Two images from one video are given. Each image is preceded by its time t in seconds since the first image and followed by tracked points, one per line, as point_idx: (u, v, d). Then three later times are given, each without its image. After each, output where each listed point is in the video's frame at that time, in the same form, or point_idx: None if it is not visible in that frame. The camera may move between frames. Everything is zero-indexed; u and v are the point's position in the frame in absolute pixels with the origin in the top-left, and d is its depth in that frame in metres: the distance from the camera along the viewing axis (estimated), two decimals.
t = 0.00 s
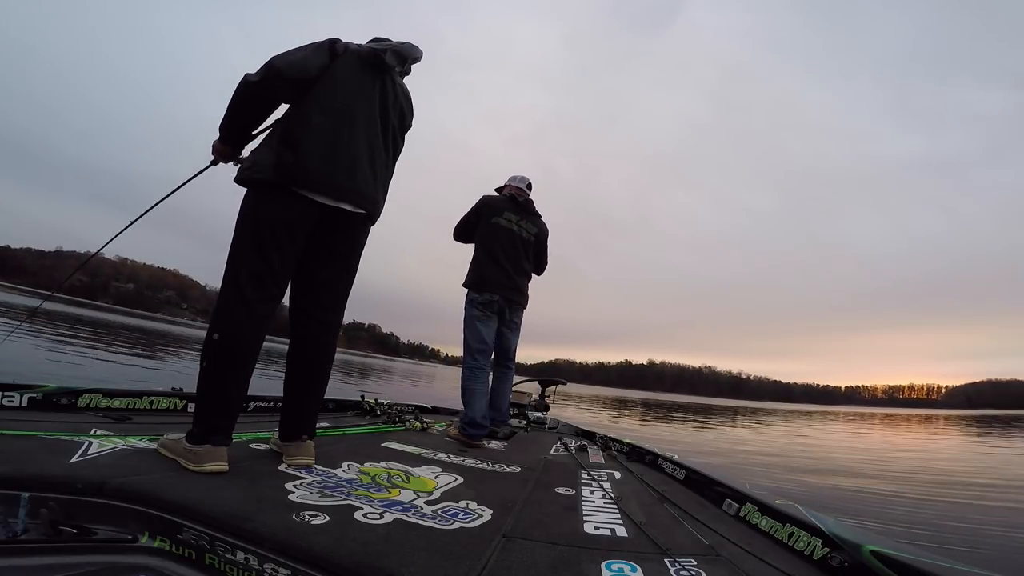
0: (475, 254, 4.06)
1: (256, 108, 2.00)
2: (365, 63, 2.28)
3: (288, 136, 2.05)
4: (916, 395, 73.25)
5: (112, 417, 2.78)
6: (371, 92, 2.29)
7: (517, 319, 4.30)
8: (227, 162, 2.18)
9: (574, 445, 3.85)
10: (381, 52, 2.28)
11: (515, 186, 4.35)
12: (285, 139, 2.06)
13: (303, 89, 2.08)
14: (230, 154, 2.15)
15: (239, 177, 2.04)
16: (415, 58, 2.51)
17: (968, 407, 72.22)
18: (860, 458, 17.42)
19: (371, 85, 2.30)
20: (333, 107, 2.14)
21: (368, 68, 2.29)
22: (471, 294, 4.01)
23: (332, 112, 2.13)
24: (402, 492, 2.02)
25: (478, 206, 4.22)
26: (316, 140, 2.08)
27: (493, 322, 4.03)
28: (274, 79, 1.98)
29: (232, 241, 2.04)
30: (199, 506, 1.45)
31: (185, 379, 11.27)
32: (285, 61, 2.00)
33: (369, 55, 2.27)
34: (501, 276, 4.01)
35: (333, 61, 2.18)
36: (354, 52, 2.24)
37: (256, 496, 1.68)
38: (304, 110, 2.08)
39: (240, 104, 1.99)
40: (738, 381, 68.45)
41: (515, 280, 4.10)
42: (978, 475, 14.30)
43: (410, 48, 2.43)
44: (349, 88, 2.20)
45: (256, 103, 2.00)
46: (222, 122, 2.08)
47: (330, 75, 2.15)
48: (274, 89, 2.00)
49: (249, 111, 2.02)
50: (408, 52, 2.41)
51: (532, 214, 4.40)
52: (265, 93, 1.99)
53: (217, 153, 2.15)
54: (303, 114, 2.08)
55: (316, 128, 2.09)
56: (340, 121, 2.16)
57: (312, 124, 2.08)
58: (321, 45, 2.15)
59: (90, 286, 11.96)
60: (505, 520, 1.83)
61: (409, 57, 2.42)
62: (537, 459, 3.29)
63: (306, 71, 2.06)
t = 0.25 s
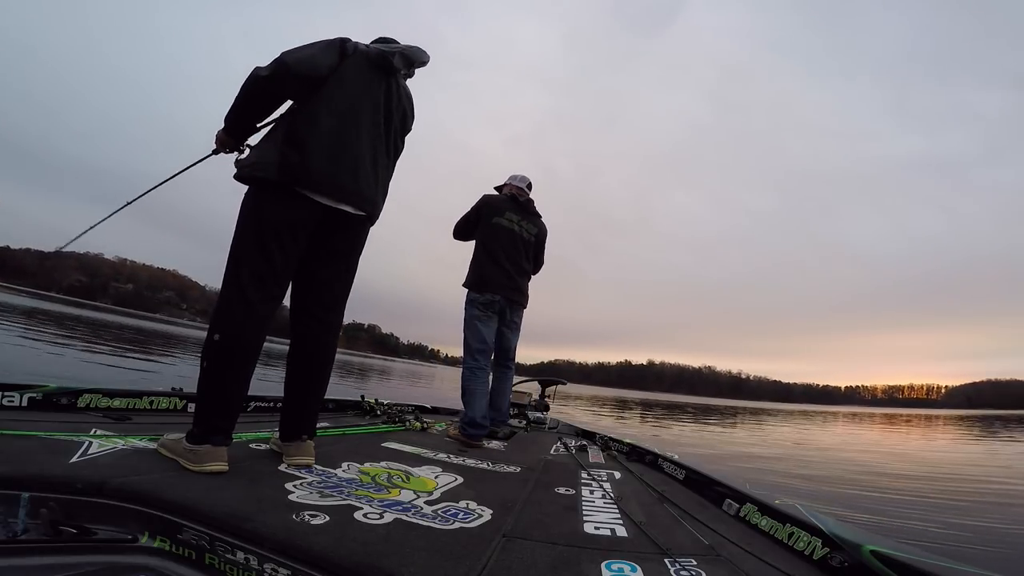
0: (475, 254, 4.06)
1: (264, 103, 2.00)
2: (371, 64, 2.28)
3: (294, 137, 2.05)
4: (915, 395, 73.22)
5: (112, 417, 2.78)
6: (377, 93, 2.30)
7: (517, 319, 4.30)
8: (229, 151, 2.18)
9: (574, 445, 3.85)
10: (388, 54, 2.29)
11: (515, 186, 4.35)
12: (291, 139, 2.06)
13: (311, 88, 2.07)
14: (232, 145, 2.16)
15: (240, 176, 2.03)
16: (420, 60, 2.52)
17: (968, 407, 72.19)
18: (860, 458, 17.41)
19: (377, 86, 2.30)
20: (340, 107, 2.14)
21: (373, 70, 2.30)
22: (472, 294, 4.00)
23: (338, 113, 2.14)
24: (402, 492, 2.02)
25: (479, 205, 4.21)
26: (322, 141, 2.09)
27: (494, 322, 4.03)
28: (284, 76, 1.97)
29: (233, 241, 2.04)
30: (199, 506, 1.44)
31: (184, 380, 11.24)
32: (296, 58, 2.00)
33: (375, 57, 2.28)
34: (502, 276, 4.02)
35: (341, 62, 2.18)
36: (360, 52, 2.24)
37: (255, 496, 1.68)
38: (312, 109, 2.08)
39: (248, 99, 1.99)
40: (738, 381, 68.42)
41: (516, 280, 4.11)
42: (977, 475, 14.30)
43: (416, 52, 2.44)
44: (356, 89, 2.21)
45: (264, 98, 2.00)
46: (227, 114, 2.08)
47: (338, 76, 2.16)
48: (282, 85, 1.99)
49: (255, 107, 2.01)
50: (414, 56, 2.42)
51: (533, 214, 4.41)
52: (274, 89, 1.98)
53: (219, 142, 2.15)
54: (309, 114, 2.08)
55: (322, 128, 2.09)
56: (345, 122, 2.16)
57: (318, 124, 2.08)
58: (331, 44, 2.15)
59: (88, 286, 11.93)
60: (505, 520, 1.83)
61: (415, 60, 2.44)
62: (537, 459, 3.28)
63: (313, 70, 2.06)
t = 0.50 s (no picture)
0: (476, 254, 4.05)
1: (258, 103, 2.01)
2: (374, 64, 2.29)
3: (296, 136, 2.05)
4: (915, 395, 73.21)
5: (112, 417, 2.78)
6: (379, 93, 2.30)
7: (517, 319, 4.30)
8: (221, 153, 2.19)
9: (574, 445, 3.85)
10: (390, 53, 2.29)
11: (514, 185, 4.35)
12: (293, 139, 2.06)
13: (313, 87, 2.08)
14: (225, 146, 2.16)
15: (241, 175, 2.03)
16: (423, 60, 2.52)
17: (968, 407, 72.21)
18: (860, 458, 17.42)
19: (379, 86, 2.30)
20: (342, 107, 2.14)
21: (376, 69, 2.30)
22: (472, 294, 4.00)
23: (340, 112, 2.14)
24: (402, 492, 2.02)
25: (479, 204, 4.20)
26: (323, 140, 2.08)
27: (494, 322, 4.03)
28: (283, 76, 1.98)
29: (233, 241, 2.03)
30: (199, 506, 1.44)
31: (184, 380, 11.23)
32: (296, 58, 2.00)
33: (378, 56, 2.28)
34: (502, 275, 4.02)
35: (343, 61, 2.19)
36: (363, 52, 2.24)
37: (256, 496, 1.68)
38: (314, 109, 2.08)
39: (245, 100, 2.00)
40: (738, 381, 68.40)
41: (516, 280, 4.11)
42: (977, 475, 14.30)
43: (419, 51, 2.45)
44: (359, 89, 2.21)
45: (262, 97, 2.00)
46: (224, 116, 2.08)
47: (340, 75, 2.16)
48: (283, 85, 1.99)
49: (254, 107, 2.02)
50: (417, 55, 2.43)
51: (532, 213, 4.42)
52: (273, 89, 1.99)
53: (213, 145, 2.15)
54: (311, 114, 2.08)
55: (324, 127, 2.09)
56: (347, 122, 2.16)
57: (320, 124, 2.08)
58: (333, 43, 2.16)
59: (87, 286, 11.93)
60: (505, 520, 1.83)
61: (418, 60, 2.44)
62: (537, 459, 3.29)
63: (314, 69, 2.07)
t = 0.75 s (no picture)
0: (476, 253, 4.05)
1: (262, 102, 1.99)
2: (371, 60, 2.28)
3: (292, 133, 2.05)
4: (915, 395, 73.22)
5: (112, 417, 2.78)
6: (378, 89, 2.30)
7: (517, 318, 4.31)
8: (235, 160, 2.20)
9: (574, 445, 3.85)
10: (389, 50, 2.29)
11: (514, 185, 4.36)
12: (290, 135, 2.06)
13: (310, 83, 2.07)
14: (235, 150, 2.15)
15: (239, 174, 2.03)
16: (421, 56, 2.52)
17: (968, 407, 72.18)
18: (860, 458, 17.40)
19: (377, 83, 2.30)
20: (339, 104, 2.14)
21: (373, 65, 2.29)
22: (472, 293, 3.99)
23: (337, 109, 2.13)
24: (402, 492, 2.03)
25: (480, 204, 4.19)
26: (320, 136, 2.08)
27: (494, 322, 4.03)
28: (281, 74, 1.97)
29: (231, 239, 2.03)
30: (199, 506, 1.44)
31: (183, 380, 11.22)
32: (294, 56, 1.99)
33: (375, 52, 2.28)
34: (503, 275, 4.02)
35: (341, 57, 2.18)
36: (361, 49, 2.24)
37: (256, 496, 1.68)
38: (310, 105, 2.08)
39: (246, 101, 1.99)
40: (738, 381, 68.36)
41: (516, 280, 4.12)
42: (976, 475, 14.29)
43: (417, 48, 2.46)
44: (356, 85, 2.20)
45: (263, 95, 1.99)
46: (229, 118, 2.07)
47: (337, 71, 2.16)
48: (282, 82, 1.98)
49: (255, 105, 2.01)
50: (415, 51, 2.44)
51: (533, 213, 4.42)
52: (273, 86, 1.98)
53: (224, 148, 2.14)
54: (307, 112, 2.07)
55: (321, 125, 2.09)
56: (345, 118, 2.16)
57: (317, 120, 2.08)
58: (331, 40, 2.15)
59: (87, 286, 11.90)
60: (505, 520, 1.83)
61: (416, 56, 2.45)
62: (537, 459, 3.29)
63: (312, 68, 2.05)
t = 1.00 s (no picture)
0: (478, 253, 4.04)
1: (262, 91, 2.00)
2: (369, 57, 2.28)
3: (290, 129, 2.06)
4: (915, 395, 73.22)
5: (112, 417, 2.78)
6: (376, 86, 2.30)
7: (517, 318, 4.32)
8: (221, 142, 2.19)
9: (574, 445, 3.85)
10: (388, 46, 2.30)
11: (514, 185, 4.37)
12: (286, 132, 2.06)
13: (309, 78, 2.08)
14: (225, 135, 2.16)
15: (236, 171, 2.03)
16: (420, 53, 2.52)
17: (969, 407, 72.18)
18: (860, 458, 17.39)
19: (376, 79, 2.30)
20: (338, 100, 2.14)
21: (372, 62, 2.29)
22: (473, 293, 3.98)
23: (336, 105, 2.14)
24: (402, 492, 2.02)
25: (482, 203, 4.18)
26: (318, 132, 2.08)
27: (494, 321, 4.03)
28: (283, 63, 1.98)
29: (228, 237, 2.04)
30: (199, 506, 1.44)
31: (184, 380, 11.21)
32: (296, 46, 2.01)
33: (374, 49, 2.28)
34: (503, 275, 4.02)
35: (339, 53, 2.18)
36: (360, 45, 2.24)
37: (256, 496, 1.68)
38: (308, 101, 2.08)
39: (245, 87, 1.99)
40: (738, 381, 68.33)
41: (517, 280, 4.13)
42: (976, 475, 14.28)
43: (416, 44, 2.46)
44: (354, 81, 2.21)
45: (263, 85, 2.00)
46: (224, 103, 2.08)
47: (336, 67, 2.16)
48: (279, 76, 1.99)
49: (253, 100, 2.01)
50: (414, 48, 2.44)
51: (533, 213, 4.43)
52: (273, 77, 1.99)
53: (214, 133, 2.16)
54: (305, 108, 2.07)
55: (319, 121, 2.09)
56: (343, 114, 2.16)
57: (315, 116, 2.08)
58: (329, 36, 2.15)
59: (86, 285, 11.89)
60: (505, 520, 1.83)
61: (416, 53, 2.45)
62: (537, 459, 3.29)
63: (309, 63, 2.06)
